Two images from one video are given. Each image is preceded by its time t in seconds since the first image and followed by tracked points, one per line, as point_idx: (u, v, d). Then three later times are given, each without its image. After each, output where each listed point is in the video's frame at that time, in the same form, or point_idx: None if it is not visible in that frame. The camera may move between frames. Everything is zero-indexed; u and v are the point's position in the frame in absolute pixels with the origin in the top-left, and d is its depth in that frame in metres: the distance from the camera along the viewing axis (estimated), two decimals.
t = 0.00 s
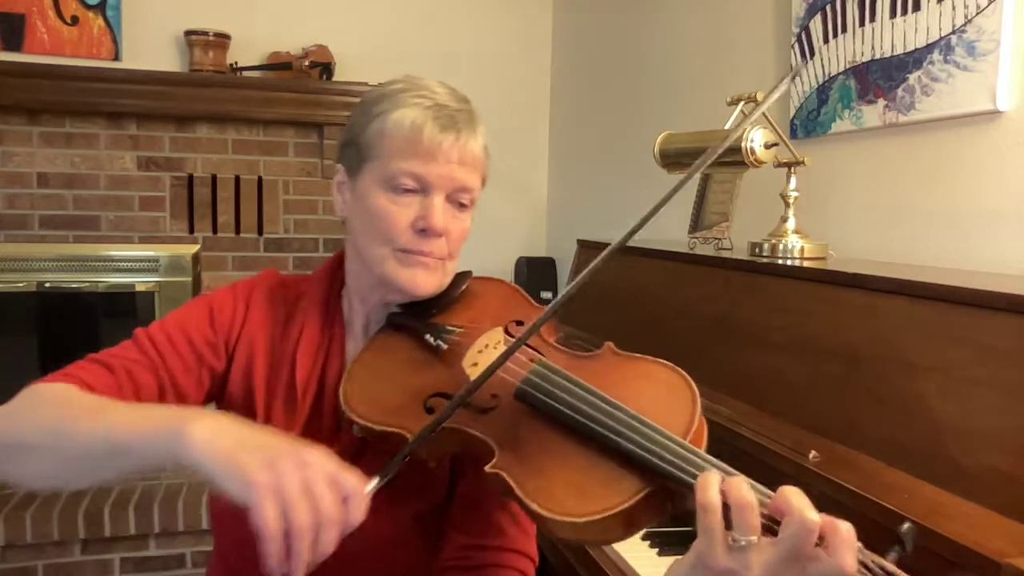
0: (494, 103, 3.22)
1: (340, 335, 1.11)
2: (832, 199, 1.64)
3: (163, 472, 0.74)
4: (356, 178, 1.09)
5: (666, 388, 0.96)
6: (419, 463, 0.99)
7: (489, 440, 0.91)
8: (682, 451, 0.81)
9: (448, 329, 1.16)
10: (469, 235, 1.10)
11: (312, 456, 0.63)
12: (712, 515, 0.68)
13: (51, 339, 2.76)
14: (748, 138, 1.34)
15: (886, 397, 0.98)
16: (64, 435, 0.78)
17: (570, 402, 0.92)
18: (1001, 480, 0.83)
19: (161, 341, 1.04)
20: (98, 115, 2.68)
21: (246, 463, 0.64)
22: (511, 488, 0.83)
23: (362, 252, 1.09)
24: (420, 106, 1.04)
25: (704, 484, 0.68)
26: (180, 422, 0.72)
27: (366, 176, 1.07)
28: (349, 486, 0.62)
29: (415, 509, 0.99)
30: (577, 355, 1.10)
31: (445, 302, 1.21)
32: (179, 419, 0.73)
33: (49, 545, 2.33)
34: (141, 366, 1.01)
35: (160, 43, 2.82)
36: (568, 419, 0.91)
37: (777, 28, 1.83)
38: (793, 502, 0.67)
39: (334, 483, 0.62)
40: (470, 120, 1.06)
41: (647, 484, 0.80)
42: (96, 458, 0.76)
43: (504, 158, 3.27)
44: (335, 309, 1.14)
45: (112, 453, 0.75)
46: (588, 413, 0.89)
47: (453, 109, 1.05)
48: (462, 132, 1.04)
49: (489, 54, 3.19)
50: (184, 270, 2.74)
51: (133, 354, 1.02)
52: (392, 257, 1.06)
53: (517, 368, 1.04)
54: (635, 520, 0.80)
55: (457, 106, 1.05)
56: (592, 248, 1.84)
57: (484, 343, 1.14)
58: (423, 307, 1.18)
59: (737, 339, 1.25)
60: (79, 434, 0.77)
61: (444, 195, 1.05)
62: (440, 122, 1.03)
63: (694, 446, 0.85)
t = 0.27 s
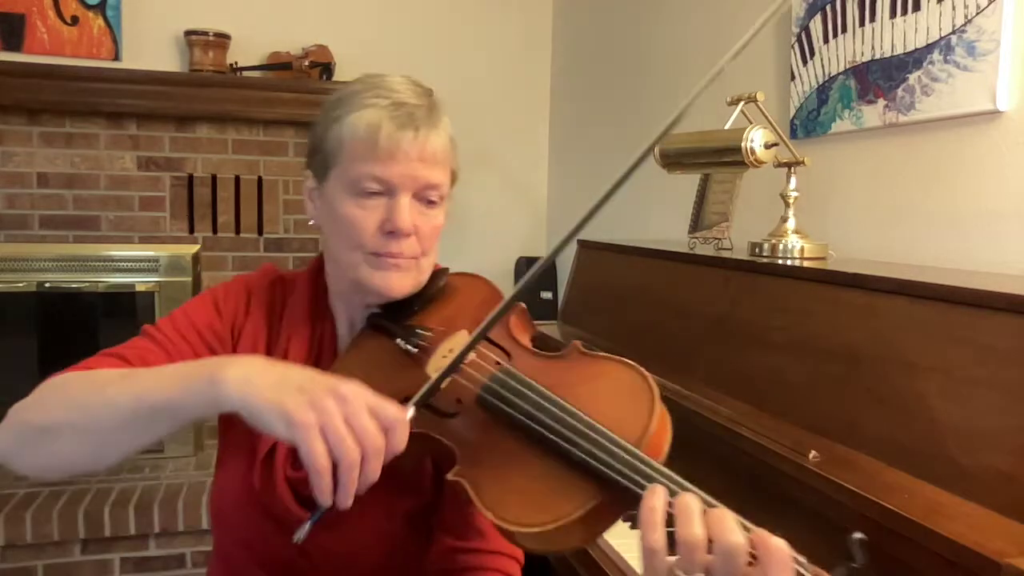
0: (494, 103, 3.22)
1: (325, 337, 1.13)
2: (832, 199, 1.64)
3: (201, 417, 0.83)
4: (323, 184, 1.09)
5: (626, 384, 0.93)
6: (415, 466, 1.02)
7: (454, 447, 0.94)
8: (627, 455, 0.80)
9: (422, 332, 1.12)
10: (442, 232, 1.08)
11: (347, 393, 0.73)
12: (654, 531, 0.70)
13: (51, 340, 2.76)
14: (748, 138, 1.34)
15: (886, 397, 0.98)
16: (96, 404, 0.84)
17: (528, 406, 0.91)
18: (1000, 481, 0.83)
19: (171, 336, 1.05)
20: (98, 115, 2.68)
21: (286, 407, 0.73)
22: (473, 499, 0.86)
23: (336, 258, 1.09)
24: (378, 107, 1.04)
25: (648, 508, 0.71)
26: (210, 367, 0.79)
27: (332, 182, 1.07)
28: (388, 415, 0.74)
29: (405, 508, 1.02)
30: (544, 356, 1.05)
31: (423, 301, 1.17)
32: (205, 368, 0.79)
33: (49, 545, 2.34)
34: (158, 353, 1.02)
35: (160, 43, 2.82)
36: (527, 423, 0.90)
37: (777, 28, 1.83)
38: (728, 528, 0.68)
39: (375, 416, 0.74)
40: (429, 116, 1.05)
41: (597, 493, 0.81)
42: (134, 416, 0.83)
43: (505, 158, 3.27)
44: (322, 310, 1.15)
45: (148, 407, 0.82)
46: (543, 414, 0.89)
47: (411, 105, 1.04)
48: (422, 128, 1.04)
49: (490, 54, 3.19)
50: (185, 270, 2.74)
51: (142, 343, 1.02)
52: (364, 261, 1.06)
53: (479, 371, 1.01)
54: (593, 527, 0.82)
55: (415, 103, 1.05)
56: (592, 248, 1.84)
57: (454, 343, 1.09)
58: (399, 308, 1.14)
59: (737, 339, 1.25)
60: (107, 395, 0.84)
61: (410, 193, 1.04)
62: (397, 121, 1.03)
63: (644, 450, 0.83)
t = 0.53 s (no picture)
0: (494, 102, 3.22)
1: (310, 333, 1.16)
2: (833, 199, 1.64)
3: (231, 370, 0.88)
4: (298, 181, 1.12)
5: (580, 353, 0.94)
6: (393, 453, 0.99)
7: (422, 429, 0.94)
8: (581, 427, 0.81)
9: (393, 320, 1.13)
10: (415, 223, 1.10)
11: (368, 307, 0.80)
12: (599, 486, 0.70)
13: (51, 339, 2.77)
14: (748, 138, 1.34)
15: (886, 397, 0.98)
16: (132, 386, 0.87)
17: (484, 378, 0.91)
18: (1000, 481, 0.83)
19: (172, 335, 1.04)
20: (98, 115, 2.68)
21: (314, 325, 0.80)
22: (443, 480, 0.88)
23: (313, 252, 1.11)
24: (345, 102, 1.07)
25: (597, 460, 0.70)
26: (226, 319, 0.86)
27: (305, 179, 1.10)
28: (409, 320, 0.80)
29: (393, 494, 1.02)
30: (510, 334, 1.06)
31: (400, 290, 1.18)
32: (224, 318, 0.86)
33: (49, 545, 2.34)
34: (171, 334, 1.04)
35: (160, 43, 2.82)
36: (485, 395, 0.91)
37: (778, 28, 1.83)
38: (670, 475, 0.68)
39: (399, 323, 0.80)
40: (397, 109, 1.08)
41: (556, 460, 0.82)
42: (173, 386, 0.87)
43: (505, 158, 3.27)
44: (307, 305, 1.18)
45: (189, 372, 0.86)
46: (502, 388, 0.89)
47: (377, 100, 1.07)
48: (387, 120, 1.06)
49: (490, 54, 3.19)
50: (185, 270, 2.74)
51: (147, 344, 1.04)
52: (338, 253, 1.08)
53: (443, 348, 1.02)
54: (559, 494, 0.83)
55: (382, 97, 1.08)
56: (592, 248, 1.84)
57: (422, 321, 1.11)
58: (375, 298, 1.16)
59: (737, 339, 1.25)
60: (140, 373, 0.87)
61: (380, 184, 1.07)
62: (363, 115, 1.06)
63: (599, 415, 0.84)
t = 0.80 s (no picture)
0: (494, 102, 3.22)
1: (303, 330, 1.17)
2: (833, 199, 1.64)
3: (212, 376, 0.88)
4: (286, 178, 1.12)
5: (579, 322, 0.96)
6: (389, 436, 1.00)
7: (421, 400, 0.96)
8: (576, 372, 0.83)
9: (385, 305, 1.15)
10: (402, 215, 1.11)
11: (343, 311, 0.78)
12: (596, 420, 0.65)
13: (51, 339, 2.77)
14: (748, 138, 1.34)
15: (886, 397, 0.98)
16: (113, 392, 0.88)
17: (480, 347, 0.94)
18: (1001, 481, 0.83)
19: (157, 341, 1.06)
20: (98, 115, 2.68)
21: (289, 331, 0.79)
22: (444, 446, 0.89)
23: (302, 246, 1.11)
24: (332, 98, 1.07)
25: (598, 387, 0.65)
26: (206, 324, 0.86)
27: (293, 175, 1.10)
28: (386, 324, 0.78)
29: (388, 482, 1.00)
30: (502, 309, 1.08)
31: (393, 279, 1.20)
32: (206, 323, 0.86)
33: (49, 545, 2.34)
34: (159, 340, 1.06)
35: (160, 43, 2.82)
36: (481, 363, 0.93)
37: (778, 27, 1.83)
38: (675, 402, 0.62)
39: (374, 327, 0.78)
40: (383, 105, 1.09)
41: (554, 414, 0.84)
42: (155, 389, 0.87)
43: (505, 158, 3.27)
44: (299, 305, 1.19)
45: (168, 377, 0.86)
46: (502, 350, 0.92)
47: (363, 96, 1.08)
48: (373, 116, 1.07)
49: (490, 54, 3.19)
50: (185, 270, 2.74)
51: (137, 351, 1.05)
52: (327, 245, 1.08)
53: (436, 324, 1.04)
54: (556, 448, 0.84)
55: (368, 93, 1.08)
56: (592, 248, 1.84)
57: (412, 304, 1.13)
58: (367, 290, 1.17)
59: (737, 338, 1.25)
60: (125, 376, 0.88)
61: (367, 178, 1.07)
62: (349, 110, 1.07)
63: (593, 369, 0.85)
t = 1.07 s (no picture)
0: (494, 101, 3.22)
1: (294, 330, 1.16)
2: (833, 199, 1.64)
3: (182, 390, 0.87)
4: (280, 177, 1.13)
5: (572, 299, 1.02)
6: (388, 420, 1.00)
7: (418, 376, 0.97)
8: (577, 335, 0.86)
9: (381, 292, 1.16)
10: (395, 210, 1.12)
11: (310, 334, 0.76)
12: (593, 369, 0.66)
13: (51, 339, 2.77)
14: (748, 138, 1.34)
15: (887, 397, 0.98)
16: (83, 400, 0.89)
17: (475, 321, 0.97)
18: (1003, 481, 0.83)
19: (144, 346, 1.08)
20: (98, 115, 2.68)
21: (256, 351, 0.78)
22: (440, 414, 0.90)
23: (297, 242, 1.12)
24: (325, 96, 1.08)
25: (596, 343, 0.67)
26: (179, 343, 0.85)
27: (287, 172, 1.11)
28: (352, 348, 0.75)
29: (386, 470, 1.00)
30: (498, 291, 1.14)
31: (384, 275, 1.20)
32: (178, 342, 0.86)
33: (49, 545, 2.34)
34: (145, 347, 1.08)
35: (160, 43, 2.82)
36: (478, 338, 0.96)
37: (778, 27, 1.82)
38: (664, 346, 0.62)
39: (341, 349, 0.75)
40: (374, 104, 1.10)
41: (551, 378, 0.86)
42: (128, 402, 0.87)
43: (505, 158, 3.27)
44: (291, 306, 1.19)
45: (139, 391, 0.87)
46: (497, 323, 0.94)
47: (355, 94, 1.09)
48: (365, 112, 1.08)
49: (490, 53, 3.19)
50: (185, 270, 2.74)
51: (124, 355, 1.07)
52: (322, 240, 1.08)
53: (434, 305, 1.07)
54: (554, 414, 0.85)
55: (359, 92, 1.09)
56: (592, 248, 1.84)
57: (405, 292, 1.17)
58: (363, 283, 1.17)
59: (737, 338, 1.25)
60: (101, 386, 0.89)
61: (361, 173, 1.08)
62: (342, 108, 1.08)
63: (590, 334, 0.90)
